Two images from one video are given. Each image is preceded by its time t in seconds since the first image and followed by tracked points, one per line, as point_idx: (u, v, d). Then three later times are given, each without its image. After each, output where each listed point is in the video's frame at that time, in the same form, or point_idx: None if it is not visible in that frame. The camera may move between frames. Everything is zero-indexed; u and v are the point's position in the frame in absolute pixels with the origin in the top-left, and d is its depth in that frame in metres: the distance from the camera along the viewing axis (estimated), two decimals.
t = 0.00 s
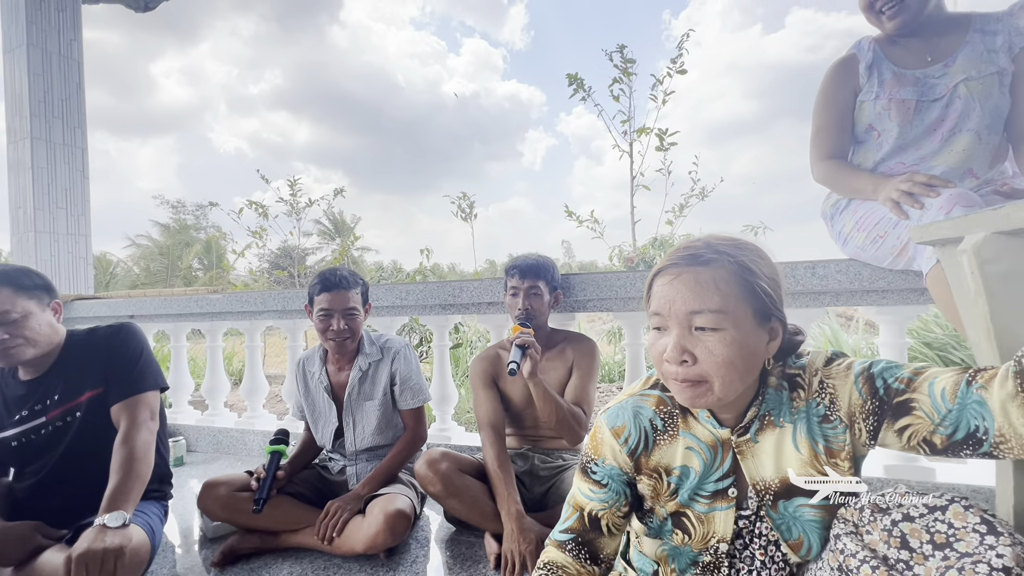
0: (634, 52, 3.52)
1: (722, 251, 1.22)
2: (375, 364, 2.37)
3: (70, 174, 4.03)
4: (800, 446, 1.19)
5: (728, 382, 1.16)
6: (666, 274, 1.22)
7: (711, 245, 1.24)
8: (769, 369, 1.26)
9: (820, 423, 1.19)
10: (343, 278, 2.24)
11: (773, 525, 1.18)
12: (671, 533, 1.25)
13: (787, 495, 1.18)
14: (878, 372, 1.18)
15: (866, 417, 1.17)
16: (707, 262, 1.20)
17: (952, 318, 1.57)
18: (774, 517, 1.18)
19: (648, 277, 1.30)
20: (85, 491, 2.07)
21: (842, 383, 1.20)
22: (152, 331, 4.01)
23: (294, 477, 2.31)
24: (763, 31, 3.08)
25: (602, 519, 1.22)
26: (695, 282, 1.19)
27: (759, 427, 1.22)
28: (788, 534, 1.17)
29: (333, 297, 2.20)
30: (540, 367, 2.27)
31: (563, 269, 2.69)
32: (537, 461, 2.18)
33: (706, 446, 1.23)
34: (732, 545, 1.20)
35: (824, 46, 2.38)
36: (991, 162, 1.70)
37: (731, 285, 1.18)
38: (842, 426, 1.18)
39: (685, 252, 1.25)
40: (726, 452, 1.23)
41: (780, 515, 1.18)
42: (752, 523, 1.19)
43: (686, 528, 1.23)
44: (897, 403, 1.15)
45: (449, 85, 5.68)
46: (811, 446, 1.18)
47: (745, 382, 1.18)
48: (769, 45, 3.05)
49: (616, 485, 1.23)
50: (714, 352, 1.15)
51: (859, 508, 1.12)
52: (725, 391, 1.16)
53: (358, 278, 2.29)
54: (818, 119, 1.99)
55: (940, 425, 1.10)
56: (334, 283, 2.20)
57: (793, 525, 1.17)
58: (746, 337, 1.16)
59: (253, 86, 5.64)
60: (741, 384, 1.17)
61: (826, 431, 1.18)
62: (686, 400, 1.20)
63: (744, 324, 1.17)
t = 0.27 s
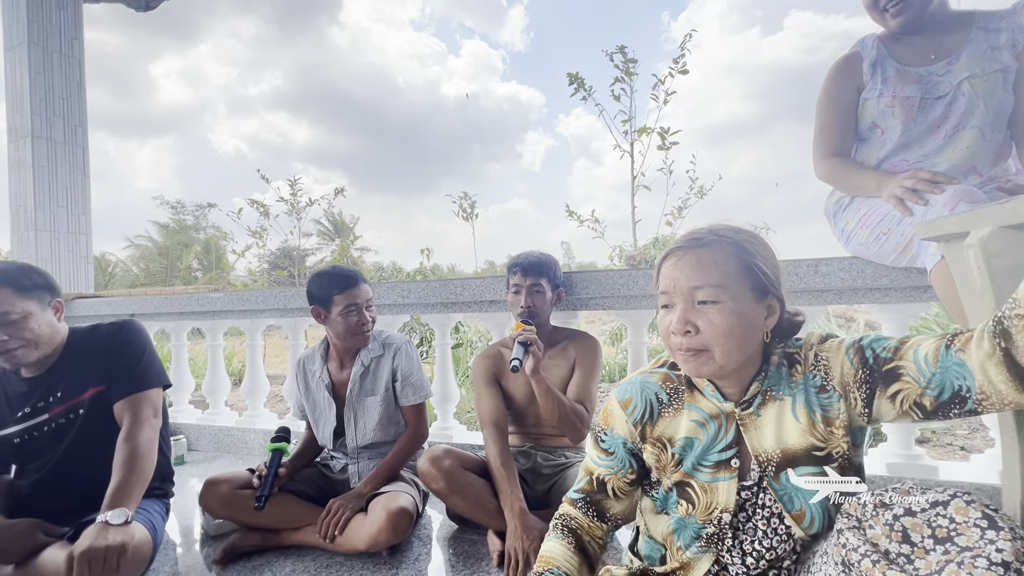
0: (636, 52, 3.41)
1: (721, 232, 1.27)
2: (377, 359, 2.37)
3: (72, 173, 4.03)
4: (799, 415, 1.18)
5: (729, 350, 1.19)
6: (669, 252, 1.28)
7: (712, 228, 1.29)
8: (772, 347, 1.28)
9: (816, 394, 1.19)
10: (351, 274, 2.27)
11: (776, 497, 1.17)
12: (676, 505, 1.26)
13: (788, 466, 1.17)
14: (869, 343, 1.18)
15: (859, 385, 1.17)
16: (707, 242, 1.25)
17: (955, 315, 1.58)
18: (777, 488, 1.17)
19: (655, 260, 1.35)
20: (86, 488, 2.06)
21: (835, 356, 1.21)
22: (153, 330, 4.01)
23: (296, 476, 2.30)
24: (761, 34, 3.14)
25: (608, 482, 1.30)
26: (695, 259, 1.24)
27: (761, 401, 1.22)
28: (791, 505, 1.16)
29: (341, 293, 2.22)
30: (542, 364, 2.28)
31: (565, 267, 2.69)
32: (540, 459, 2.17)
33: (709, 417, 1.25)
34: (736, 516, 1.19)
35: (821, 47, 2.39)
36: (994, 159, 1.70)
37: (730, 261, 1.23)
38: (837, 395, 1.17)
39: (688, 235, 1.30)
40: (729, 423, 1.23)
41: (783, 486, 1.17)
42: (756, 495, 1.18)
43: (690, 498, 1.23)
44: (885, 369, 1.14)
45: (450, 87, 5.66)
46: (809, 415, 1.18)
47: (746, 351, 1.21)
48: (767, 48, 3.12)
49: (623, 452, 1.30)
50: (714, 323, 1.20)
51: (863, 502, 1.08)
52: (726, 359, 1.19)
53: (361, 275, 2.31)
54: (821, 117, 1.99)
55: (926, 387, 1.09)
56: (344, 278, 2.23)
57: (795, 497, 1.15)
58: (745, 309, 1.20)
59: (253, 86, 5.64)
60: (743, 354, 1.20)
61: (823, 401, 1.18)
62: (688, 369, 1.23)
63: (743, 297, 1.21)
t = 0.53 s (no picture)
0: (638, 53, 3.54)
1: (729, 229, 1.39)
2: (381, 357, 2.37)
3: (74, 172, 4.03)
4: (799, 396, 1.29)
5: (735, 332, 1.30)
6: (681, 247, 1.40)
7: (722, 225, 1.41)
8: (776, 336, 1.39)
9: (813, 375, 1.30)
10: (355, 273, 2.28)
11: (779, 474, 1.26)
12: (683, 486, 1.36)
13: (791, 445, 1.27)
14: (855, 327, 1.31)
15: (850, 365, 1.29)
16: (716, 236, 1.38)
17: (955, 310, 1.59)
18: (779, 466, 1.27)
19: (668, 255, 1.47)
20: (90, 486, 2.07)
21: (827, 340, 1.33)
22: (155, 329, 4.01)
23: (297, 474, 2.31)
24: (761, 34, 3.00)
25: (622, 463, 1.43)
26: (704, 250, 1.36)
27: (765, 384, 1.33)
28: (792, 482, 1.25)
29: (347, 292, 2.24)
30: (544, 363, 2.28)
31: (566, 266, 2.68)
32: (542, 457, 2.17)
33: (716, 400, 1.36)
34: (741, 494, 1.28)
35: (819, 47, 2.39)
36: (997, 158, 1.69)
37: (737, 252, 1.34)
38: (831, 376, 1.28)
39: (700, 231, 1.42)
40: (735, 405, 1.34)
41: (785, 464, 1.26)
42: (761, 474, 1.28)
43: (697, 477, 1.34)
44: (871, 348, 1.26)
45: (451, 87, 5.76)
46: (808, 395, 1.28)
47: (751, 333, 1.31)
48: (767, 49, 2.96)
49: (636, 435, 1.42)
50: (721, 306, 1.31)
51: (869, 498, 1.11)
52: (732, 340, 1.30)
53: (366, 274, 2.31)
54: (824, 116, 2.00)
55: (906, 358, 1.21)
56: (349, 276, 2.24)
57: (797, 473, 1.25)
58: (750, 294, 1.32)
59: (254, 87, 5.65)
60: (747, 336, 1.31)
61: (819, 382, 1.29)
62: (697, 351, 1.34)
63: (748, 284, 1.32)
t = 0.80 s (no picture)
0: (638, 53, 3.54)
1: (727, 232, 1.43)
2: (384, 357, 2.38)
3: (78, 172, 4.06)
4: (793, 390, 1.32)
5: (730, 325, 1.33)
6: (679, 246, 1.44)
7: (720, 229, 1.45)
8: (773, 335, 1.42)
9: (806, 372, 1.33)
10: (360, 274, 2.30)
11: (771, 465, 1.29)
12: (681, 475, 1.39)
13: (783, 437, 1.29)
14: (846, 329, 1.34)
15: (840, 364, 1.31)
16: (713, 237, 1.42)
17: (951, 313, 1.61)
18: (772, 457, 1.30)
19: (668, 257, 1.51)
20: (92, 485, 2.08)
21: (819, 341, 1.36)
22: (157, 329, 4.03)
23: (299, 474, 2.32)
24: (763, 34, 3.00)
25: (628, 453, 1.44)
26: (702, 249, 1.40)
27: (761, 379, 1.36)
28: (785, 474, 1.28)
29: (353, 293, 2.26)
30: (544, 365, 2.29)
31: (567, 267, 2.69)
32: (542, 458, 2.18)
33: (714, 392, 1.39)
34: (736, 484, 1.31)
35: (820, 48, 2.39)
36: (996, 161, 1.69)
37: (734, 251, 1.38)
38: (821, 373, 1.31)
39: (698, 234, 1.46)
40: (731, 398, 1.37)
41: (777, 456, 1.29)
42: (755, 465, 1.30)
43: (694, 466, 1.36)
44: (857, 349, 1.29)
45: (452, 88, 5.75)
46: (801, 390, 1.31)
47: (746, 327, 1.34)
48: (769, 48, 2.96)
49: (641, 426, 1.44)
50: (717, 301, 1.35)
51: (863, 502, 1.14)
52: (728, 333, 1.33)
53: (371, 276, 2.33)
54: (824, 119, 2.01)
55: (887, 361, 1.24)
56: (354, 277, 2.26)
57: (788, 466, 1.28)
58: (746, 291, 1.35)
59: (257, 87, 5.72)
60: (743, 329, 1.34)
61: (811, 378, 1.32)
62: (694, 344, 1.38)
63: (743, 281, 1.36)
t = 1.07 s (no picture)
0: (641, 53, 3.67)
1: (725, 230, 1.48)
2: (389, 357, 2.39)
3: (83, 171, 4.08)
4: (788, 387, 1.39)
5: (727, 319, 1.41)
6: (681, 245, 1.50)
7: (718, 227, 1.50)
8: (773, 334, 1.48)
9: (802, 370, 1.39)
10: (365, 274, 2.30)
11: (763, 459, 1.37)
12: (678, 467, 1.48)
13: (778, 432, 1.37)
14: (840, 327, 1.39)
15: (834, 363, 1.37)
16: (711, 235, 1.47)
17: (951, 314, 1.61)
18: (765, 451, 1.38)
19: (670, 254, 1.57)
20: (98, 482, 2.10)
21: (816, 340, 1.42)
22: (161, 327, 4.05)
23: (302, 472, 2.34)
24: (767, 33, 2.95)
25: (632, 446, 1.54)
26: (701, 247, 1.45)
27: (758, 375, 1.43)
28: (778, 467, 1.35)
29: (359, 293, 2.27)
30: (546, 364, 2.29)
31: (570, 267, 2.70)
32: (544, 457, 2.20)
33: (712, 387, 1.47)
34: (732, 476, 1.40)
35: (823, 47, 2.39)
36: (1001, 161, 1.69)
37: (732, 249, 1.44)
38: (817, 371, 1.38)
39: (698, 232, 1.51)
40: (729, 393, 1.45)
41: (771, 450, 1.37)
42: (750, 459, 1.39)
43: (691, 458, 1.45)
44: (849, 347, 1.35)
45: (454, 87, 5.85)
46: (796, 387, 1.38)
47: (743, 321, 1.41)
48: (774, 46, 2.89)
49: (643, 418, 1.54)
50: (715, 297, 1.41)
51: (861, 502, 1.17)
52: (726, 327, 1.41)
53: (378, 276, 2.33)
54: (827, 118, 2.01)
55: (875, 357, 1.29)
56: (357, 276, 2.26)
57: (781, 459, 1.35)
58: (743, 286, 1.41)
59: (260, 86, 5.83)
60: (740, 323, 1.41)
61: (807, 376, 1.38)
62: (694, 339, 1.46)
63: (741, 277, 1.42)
